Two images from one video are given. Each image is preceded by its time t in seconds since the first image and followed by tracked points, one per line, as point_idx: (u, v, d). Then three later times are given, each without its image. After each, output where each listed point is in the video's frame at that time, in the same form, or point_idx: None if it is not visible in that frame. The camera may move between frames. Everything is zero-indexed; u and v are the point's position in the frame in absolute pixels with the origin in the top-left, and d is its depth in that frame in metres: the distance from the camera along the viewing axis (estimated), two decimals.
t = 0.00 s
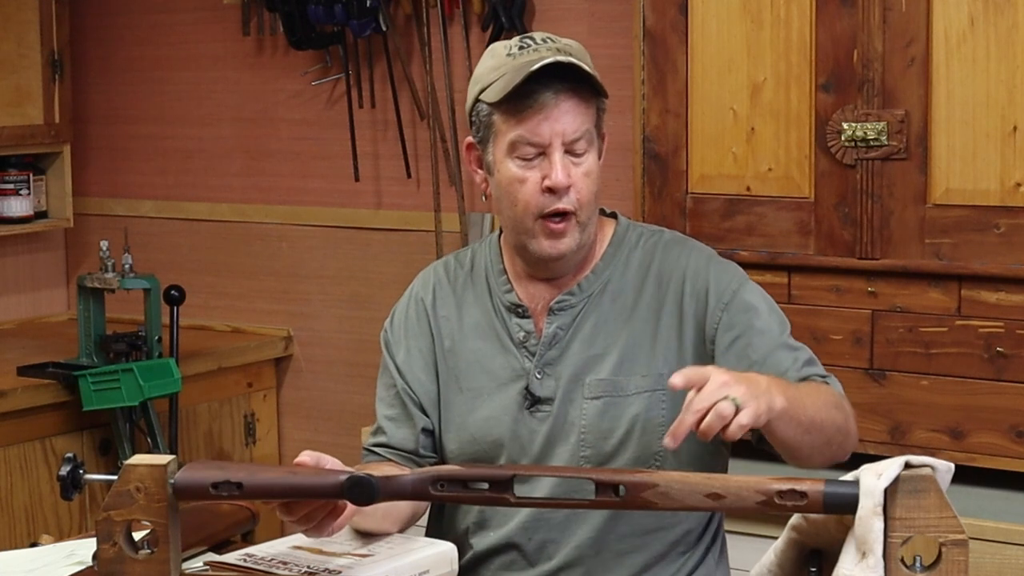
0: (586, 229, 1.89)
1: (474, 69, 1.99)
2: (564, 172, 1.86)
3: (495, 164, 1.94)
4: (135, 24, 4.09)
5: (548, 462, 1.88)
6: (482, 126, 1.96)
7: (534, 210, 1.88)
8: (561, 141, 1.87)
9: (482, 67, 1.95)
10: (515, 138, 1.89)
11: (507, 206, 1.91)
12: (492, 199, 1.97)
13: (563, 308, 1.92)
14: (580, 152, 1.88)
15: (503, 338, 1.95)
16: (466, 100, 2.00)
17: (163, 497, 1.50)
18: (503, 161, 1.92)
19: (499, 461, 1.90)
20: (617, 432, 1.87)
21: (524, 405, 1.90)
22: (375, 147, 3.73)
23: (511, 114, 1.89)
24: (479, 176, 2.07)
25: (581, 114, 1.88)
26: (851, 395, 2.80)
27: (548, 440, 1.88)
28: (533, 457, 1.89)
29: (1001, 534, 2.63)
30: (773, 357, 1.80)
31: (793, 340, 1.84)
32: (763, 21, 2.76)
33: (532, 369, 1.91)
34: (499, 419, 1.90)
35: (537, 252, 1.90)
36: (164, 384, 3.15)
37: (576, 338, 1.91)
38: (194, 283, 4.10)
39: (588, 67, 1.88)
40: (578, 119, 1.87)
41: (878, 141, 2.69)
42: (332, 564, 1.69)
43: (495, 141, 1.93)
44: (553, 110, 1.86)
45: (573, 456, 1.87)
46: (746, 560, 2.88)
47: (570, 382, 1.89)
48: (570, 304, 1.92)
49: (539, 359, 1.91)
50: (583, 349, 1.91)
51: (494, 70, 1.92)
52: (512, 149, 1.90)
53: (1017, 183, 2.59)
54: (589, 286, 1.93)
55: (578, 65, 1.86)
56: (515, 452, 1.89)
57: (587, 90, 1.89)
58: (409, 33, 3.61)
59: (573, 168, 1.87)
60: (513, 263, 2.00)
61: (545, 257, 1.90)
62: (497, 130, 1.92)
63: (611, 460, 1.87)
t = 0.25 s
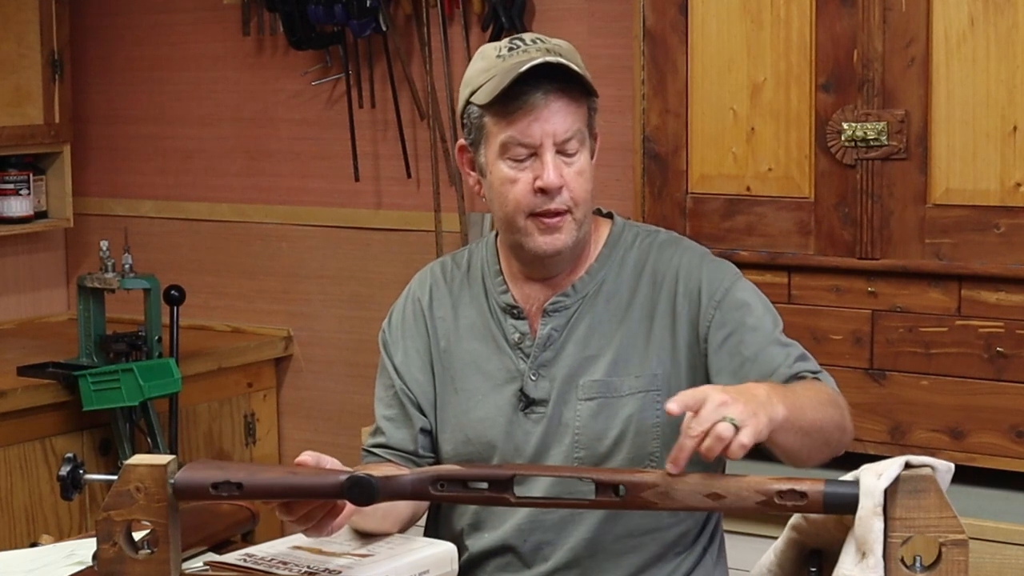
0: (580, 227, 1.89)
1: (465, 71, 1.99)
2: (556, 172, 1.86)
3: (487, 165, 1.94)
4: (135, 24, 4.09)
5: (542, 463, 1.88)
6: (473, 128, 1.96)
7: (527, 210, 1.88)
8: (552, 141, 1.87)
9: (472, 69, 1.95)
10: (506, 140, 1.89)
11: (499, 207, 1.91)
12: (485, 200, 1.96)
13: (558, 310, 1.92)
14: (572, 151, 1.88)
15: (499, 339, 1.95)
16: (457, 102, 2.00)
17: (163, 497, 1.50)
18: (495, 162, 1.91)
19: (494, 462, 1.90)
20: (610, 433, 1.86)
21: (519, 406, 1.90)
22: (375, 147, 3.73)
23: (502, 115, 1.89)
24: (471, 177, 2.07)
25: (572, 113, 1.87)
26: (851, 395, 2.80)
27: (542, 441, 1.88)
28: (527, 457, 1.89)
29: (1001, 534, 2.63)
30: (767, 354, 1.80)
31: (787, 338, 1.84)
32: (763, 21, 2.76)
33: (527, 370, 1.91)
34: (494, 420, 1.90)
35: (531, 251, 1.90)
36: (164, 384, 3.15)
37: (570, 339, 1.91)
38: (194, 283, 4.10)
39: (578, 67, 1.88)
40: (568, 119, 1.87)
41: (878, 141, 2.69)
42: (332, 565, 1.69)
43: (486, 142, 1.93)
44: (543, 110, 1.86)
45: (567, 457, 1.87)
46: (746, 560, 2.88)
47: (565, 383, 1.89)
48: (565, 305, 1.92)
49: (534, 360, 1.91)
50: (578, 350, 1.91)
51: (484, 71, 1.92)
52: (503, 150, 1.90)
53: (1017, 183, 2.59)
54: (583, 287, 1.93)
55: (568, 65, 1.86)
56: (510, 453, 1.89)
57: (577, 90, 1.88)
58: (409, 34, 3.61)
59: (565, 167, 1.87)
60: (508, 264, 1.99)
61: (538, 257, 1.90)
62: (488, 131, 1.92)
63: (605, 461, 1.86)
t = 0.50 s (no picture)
0: (578, 228, 1.89)
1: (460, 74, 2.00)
2: (552, 172, 1.86)
3: (483, 168, 1.94)
4: (135, 24, 4.09)
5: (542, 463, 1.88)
6: (469, 130, 1.96)
7: (524, 212, 1.88)
8: (548, 142, 1.87)
9: (467, 72, 1.95)
10: (502, 141, 1.89)
11: (496, 209, 1.91)
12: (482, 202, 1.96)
13: (556, 310, 1.92)
14: (568, 151, 1.88)
15: (498, 340, 1.95)
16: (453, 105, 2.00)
17: (163, 497, 1.50)
18: (491, 165, 1.91)
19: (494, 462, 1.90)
20: (610, 433, 1.87)
21: (518, 407, 1.90)
22: (375, 147, 3.73)
23: (497, 116, 1.89)
24: (468, 180, 2.07)
25: (567, 114, 1.88)
26: (851, 395, 2.80)
27: (542, 441, 1.88)
28: (526, 458, 1.88)
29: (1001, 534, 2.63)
30: (770, 355, 1.80)
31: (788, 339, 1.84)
32: (763, 21, 2.76)
33: (526, 370, 1.91)
34: (493, 421, 1.90)
35: (529, 252, 1.90)
36: (164, 384, 3.15)
37: (569, 339, 1.91)
38: (194, 283, 4.10)
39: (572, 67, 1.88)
40: (563, 120, 1.87)
41: (878, 141, 2.69)
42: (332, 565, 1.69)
43: (482, 145, 1.93)
44: (539, 111, 1.87)
45: (567, 458, 1.87)
46: (746, 560, 2.87)
47: (564, 384, 1.89)
48: (564, 305, 1.92)
49: (534, 360, 1.91)
50: (577, 350, 1.91)
51: (478, 73, 1.92)
52: (499, 152, 1.90)
53: (1017, 183, 2.59)
54: (582, 287, 1.93)
55: (562, 67, 1.87)
56: (509, 454, 1.89)
57: (571, 91, 1.89)
58: (409, 33, 3.61)
59: (561, 168, 1.87)
60: (507, 264, 1.99)
61: (536, 257, 1.90)
62: (484, 133, 1.92)
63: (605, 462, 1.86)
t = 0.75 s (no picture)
0: (574, 226, 1.88)
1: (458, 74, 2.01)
2: (546, 167, 1.86)
3: (479, 165, 1.94)
4: (135, 24, 4.09)
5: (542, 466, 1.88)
6: (466, 128, 1.97)
7: (519, 208, 1.88)
8: (543, 137, 1.87)
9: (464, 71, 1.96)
10: (496, 137, 1.90)
11: (492, 206, 1.91)
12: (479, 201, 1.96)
13: (557, 311, 1.92)
14: (562, 147, 1.88)
15: (499, 341, 1.95)
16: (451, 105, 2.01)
17: (163, 497, 1.50)
18: (487, 161, 1.92)
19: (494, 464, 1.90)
20: (611, 436, 1.87)
21: (519, 408, 1.90)
22: (375, 147, 3.73)
23: (492, 112, 1.90)
24: (467, 180, 2.08)
25: (562, 109, 1.88)
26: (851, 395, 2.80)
27: (543, 442, 1.88)
28: (527, 460, 1.88)
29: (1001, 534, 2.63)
30: (778, 361, 1.80)
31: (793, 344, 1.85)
32: (763, 21, 2.76)
33: (527, 372, 1.91)
34: (494, 422, 1.90)
35: (525, 250, 1.89)
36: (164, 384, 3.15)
37: (570, 341, 1.91)
38: (194, 283, 4.10)
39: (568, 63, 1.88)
40: (559, 115, 1.88)
41: (878, 141, 2.69)
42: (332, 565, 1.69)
43: (478, 142, 1.94)
44: (533, 106, 1.87)
45: (568, 460, 1.87)
46: (746, 560, 2.87)
47: (566, 385, 1.89)
48: (564, 306, 1.92)
49: (535, 361, 1.91)
50: (578, 352, 1.91)
51: (474, 70, 1.93)
52: (494, 148, 1.90)
53: (1017, 183, 2.59)
54: (583, 288, 1.93)
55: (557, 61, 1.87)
56: (510, 456, 1.89)
57: (567, 87, 1.89)
58: (409, 33, 3.61)
59: (556, 163, 1.87)
60: (507, 264, 1.99)
61: (532, 255, 1.89)
62: (479, 130, 1.93)
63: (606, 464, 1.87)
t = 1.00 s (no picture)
0: (570, 216, 1.88)
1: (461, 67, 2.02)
2: (541, 155, 1.87)
3: (477, 155, 1.94)
4: (135, 24, 4.09)
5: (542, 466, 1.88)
6: (465, 120, 1.97)
7: (514, 197, 1.88)
8: (538, 125, 1.88)
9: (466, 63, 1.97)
10: (493, 125, 1.90)
11: (488, 195, 1.91)
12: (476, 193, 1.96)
13: (557, 311, 1.92)
14: (559, 136, 1.89)
15: (499, 341, 1.95)
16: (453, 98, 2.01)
17: (163, 497, 1.50)
18: (484, 151, 1.92)
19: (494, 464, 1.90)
20: (612, 436, 1.87)
21: (519, 408, 1.90)
22: (375, 148, 3.73)
23: (488, 100, 1.90)
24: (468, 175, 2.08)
25: (559, 98, 1.89)
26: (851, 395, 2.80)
27: (544, 442, 1.88)
28: (527, 460, 1.88)
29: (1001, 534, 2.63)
30: (779, 361, 1.80)
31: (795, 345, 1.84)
32: (763, 21, 2.76)
33: (527, 372, 1.90)
34: (494, 422, 1.90)
35: (520, 240, 1.89)
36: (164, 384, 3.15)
37: (571, 341, 1.91)
38: (194, 283, 4.10)
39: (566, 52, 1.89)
40: (555, 104, 1.88)
41: (878, 141, 2.69)
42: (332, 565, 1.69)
43: (476, 132, 1.94)
44: (528, 93, 1.88)
45: (568, 461, 1.87)
46: (745, 560, 2.87)
47: (566, 386, 1.89)
48: (565, 306, 1.92)
49: (535, 362, 1.91)
50: (578, 352, 1.90)
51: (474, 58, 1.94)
52: (491, 137, 1.91)
53: (1017, 183, 2.59)
54: (584, 288, 1.93)
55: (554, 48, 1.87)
56: (510, 456, 1.89)
57: (565, 77, 1.90)
58: (409, 34, 3.61)
59: (551, 152, 1.87)
60: (508, 263, 1.99)
61: (527, 245, 1.89)
62: (477, 119, 1.93)
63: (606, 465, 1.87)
